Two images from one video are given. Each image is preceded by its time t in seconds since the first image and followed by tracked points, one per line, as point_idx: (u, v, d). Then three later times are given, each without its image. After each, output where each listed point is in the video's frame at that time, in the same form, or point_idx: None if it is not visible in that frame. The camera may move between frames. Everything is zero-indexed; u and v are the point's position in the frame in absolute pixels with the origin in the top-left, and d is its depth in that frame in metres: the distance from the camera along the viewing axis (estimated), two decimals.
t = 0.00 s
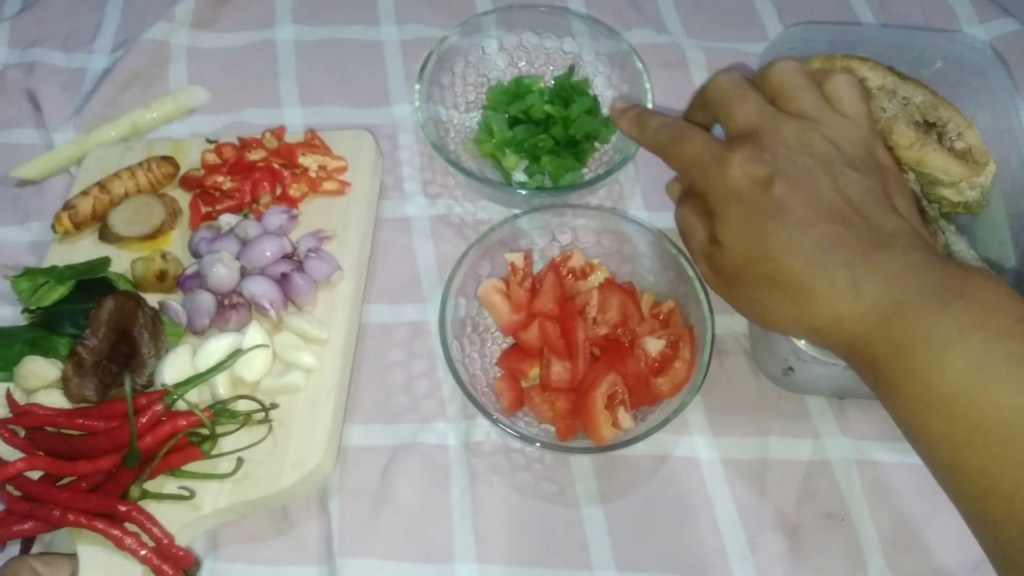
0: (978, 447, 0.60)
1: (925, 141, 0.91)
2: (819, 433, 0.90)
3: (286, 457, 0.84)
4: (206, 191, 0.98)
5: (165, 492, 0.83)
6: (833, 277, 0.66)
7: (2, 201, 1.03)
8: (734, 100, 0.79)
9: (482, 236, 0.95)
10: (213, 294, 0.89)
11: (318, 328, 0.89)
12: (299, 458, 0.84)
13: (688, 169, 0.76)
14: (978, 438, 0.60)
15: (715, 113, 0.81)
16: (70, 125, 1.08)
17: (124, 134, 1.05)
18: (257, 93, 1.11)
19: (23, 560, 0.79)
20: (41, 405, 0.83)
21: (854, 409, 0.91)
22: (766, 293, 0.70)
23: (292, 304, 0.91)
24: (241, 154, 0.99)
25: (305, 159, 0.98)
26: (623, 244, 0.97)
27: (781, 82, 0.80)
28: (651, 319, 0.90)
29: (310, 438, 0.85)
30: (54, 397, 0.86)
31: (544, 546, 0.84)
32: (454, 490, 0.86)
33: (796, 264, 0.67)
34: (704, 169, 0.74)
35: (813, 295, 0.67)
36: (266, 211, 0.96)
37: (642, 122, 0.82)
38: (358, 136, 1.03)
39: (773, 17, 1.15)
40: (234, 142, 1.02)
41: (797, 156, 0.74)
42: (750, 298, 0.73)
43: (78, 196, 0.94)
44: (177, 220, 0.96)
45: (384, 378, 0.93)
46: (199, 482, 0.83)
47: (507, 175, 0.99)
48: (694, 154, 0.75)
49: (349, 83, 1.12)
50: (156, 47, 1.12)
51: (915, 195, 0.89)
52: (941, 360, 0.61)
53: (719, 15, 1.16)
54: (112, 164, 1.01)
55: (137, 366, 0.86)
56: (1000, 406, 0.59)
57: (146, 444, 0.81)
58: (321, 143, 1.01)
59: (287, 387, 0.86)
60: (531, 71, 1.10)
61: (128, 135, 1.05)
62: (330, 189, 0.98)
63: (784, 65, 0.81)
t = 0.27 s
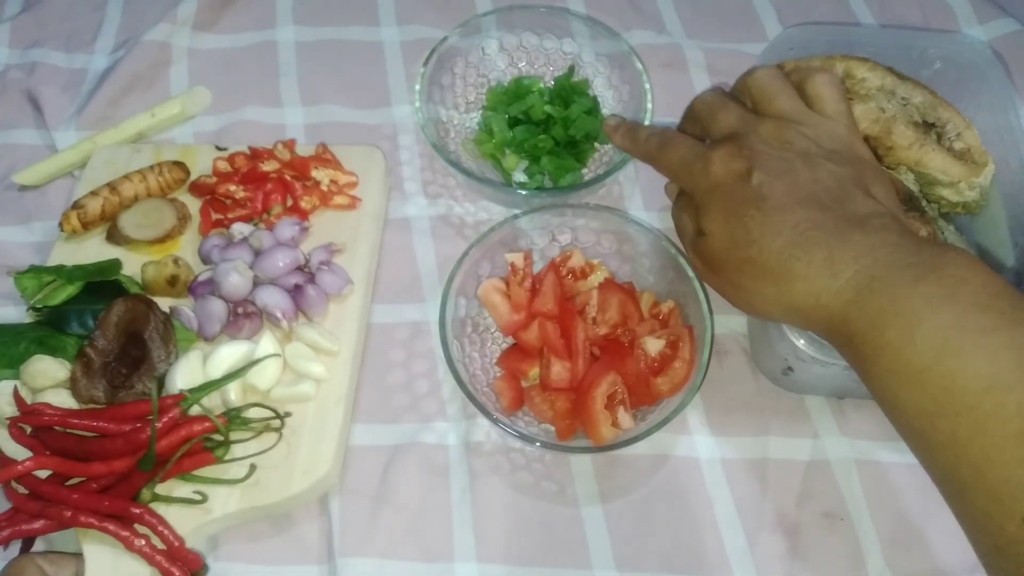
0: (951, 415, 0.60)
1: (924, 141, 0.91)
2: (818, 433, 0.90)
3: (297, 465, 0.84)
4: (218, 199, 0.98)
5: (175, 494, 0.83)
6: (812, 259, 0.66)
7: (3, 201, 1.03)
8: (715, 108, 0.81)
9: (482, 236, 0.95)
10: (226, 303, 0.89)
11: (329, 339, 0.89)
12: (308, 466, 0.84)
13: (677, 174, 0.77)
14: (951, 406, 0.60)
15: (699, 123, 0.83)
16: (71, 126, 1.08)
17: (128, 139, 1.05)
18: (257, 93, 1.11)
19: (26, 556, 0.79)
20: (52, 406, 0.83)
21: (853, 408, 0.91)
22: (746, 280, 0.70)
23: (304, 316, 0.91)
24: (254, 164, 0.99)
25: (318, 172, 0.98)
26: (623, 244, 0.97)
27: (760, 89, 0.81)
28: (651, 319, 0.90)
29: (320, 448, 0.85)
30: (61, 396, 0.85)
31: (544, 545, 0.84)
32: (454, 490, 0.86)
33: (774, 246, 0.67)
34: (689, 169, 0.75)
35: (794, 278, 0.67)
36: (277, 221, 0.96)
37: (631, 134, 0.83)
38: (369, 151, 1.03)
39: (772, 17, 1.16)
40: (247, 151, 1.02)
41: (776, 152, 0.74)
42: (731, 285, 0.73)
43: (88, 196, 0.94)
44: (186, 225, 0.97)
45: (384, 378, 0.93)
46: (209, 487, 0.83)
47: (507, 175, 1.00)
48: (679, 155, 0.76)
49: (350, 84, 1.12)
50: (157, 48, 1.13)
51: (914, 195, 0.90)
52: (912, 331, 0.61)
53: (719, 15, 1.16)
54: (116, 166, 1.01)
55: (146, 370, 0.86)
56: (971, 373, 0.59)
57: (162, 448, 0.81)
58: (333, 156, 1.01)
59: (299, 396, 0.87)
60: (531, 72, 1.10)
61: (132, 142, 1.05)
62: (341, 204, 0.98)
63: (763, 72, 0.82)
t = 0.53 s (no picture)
0: (956, 421, 0.60)
1: (924, 141, 0.91)
2: (818, 433, 0.90)
3: (301, 467, 0.84)
4: (222, 202, 0.98)
5: (180, 496, 0.83)
6: (822, 264, 0.66)
7: (3, 201, 1.03)
8: (718, 124, 0.82)
9: (482, 236, 0.95)
10: (231, 306, 0.89)
11: (333, 342, 0.89)
12: (313, 469, 0.84)
13: (685, 176, 0.77)
14: (956, 411, 0.60)
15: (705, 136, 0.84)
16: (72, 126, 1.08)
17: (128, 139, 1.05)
18: (257, 93, 1.11)
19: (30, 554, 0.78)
20: (57, 406, 0.83)
21: (853, 408, 0.91)
22: (756, 285, 0.71)
23: (308, 319, 0.91)
24: (258, 167, 0.98)
25: (323, 177, 0.98)
26: (624, 244, 0.97)
27: (766, 101, 0.82)
28: (651, 319, 0.90)
29: (324, 451, 0.85)
30: (65, 396, 0.85)
31: (544, 545, 0.84)
32: (454, 490, 0.86)
33: (783, 251, 0.68)
34: (698, 172, 0.76)
35: (803, 282, 0.67)
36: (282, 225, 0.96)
37: (640, 138, 0.83)
38: (372, 157, 1.03)
39: (772, 17, 1.16)
40: (250, 153, 1.01)
41: (786, 157, 0.74)
42: (740, 290, 0.73)
43: (91, 197, 0.94)
44: (189, 226, 0.97)
45: (384, 379, 0.93)
46: (215, 488, 0.83)
47: (507, 175, 1.00)
48: (688, 158, 0.77)
49: (350, 83, 1.12)
50: (157, 49, 1.13)
51: (914, 195, 0.90)
52: (921, 337, 0.62)
53: (719, 15, 1.16)
54: (118, 166, 1.01)
55: (150, 371, 0.86)
56: (979, 378, 0.59)
57: (171, 449, 0.81)
58: (337, 159, 1.01)
59: (303, 399, 0.87)
60: (531, 72, 1.10)
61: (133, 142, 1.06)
62: (345, 208, 0.98)
63: (768, 84, 0.83)
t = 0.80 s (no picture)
0: (949, 419, 0.63)
1: (924, 141, 0.91)
2: (817, 433, 0.90)
3: (304, 468, 0.85)
4: (224, 202, 0.98)
5: (183, 496, 0.83)
6: (819, 266, 0.69)
7: (4, 202, 1.03)
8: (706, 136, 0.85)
9: (481, 236, 0.95)
10: (233, 307, 0.89)
11: (334, 344, 0.90)
12: (315, 470, 0.84)
13: (681, 174, 0.79)
14: (949, 409, 0.63)
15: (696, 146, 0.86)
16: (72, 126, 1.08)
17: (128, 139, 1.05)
18: (257, 93, 1.11)
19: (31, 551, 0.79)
20: (59, 407, 0.83)
21: (852, 408, 0.91)
22: (753, 286, 0.73)
23: (310, 320, 0.92)
24: (260, 168, 0.99)
25: (324, 178, 0.98)
26: (624, 244, 0.97)
27: (752, 111, 0.84)
28: (651, 319, 0.91)
29: (326, 451, 0.85)
30: (68, 397, 0.86)
31: (544, 544, 0.84)
32: (454, 489, 0.87)
33: (779, 252, 0.71)
34: (694, 170, 0.77)
35: (799, 283, 0.70)
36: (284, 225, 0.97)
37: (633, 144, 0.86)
38: (374, 158, 1.03)
39: (772, 17, 1.16)
40: (251, 153, 1.02)
41: (778, 156, 0.76)
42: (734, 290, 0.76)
43: (92, 198, 0.94)
44: (190, 227, 0.97)
45: (384, 379, 0.93)
46: (218, 488, 0.83)
47: (511, 170, 1.01)
48: (681, 156, 0.79)
49: (350, 84, 1.13)
50: (157, 49, 1.13)
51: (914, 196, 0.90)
52: (915, 337, 0.64)
53: (719, 15, 1.16)
54: (118, 167, 1.01)
55: (153, 372, 0.86)
56: (971, 378, 0.62)
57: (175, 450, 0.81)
58: (337, 159, 1.01)
59: (305, 400, 0.87)
60: (548, 66, 1.10)
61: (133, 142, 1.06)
62: (346, 210, 0.98)
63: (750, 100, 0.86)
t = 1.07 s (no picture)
0: (951, 426, 0.62)
1: (922, 141, 0.91)
2: (817, 433, 0.90)
3: (306, 469, 0.85)
4: (225, 203, 0.98)
5: (186, 496, 0.83)
6: (823, 264, 0.68)
7: (4, 202, 1.04)
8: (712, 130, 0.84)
9: (484, 236, 0.95)
10: (235, 307, 0.89)
11: (336, 344, 0.90)
12: (317, 470, 0.85)
13: (689, 164, 0.78)
14: (952, 416, 0.62)
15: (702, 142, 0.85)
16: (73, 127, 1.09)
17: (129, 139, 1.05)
18: (258, 93, 1.12)
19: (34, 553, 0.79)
20: (62, 407, 0.83)
21: (851, 408, 0.92)
22: (756, 283, 0.72)
23: (312, 321, 0.92)
24: (261, 168, 0.99)
25: (325, 179, 0.98)
26: (624, 245, 0.97)
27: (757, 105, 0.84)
28: (651, 320, 0.91)
29: (328, 451, 0.86)
30: (70, 398, 0.85)
31: (545, 544, 0.84)
32: (455, 489, 0.87)
33: (783, 249, 0.70)
34: (701, 161, 0.76)
35: (803, 282, 0.69)
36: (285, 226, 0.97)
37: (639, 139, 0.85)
38: (376, 159, 1.03)
39: (771, 18, 1.16)
40: (252, 155, 1.02)
41: (787, 144, 0.75)
42: (739, 288, 0.75)
43: (93, 198, 0.95)
44: (192, 227, 0.97)
45: (385, 379, 0.93)
46: (220, 489, 0.84)
47: (524, 181, 1.00)
48: (689, 148, 0.78)
49: (350, 85, 1.13)
50: (159, 50, 1.13)
51: (913, 196, 0.90)
52: (918, 341, 0.64)
53: (719, 16, 1.17)
54: (119, 167, 1.01)
55: (155, 371, 0.86)
56: (975, 385, 0.61)
57: (178, 451, 0.82)
58: (338, 160, 1.01)
59: (307, 400, 0.87)
60: (563, 82, 1.11)
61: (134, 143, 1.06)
62: (348, 211, 0.98)
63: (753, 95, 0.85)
